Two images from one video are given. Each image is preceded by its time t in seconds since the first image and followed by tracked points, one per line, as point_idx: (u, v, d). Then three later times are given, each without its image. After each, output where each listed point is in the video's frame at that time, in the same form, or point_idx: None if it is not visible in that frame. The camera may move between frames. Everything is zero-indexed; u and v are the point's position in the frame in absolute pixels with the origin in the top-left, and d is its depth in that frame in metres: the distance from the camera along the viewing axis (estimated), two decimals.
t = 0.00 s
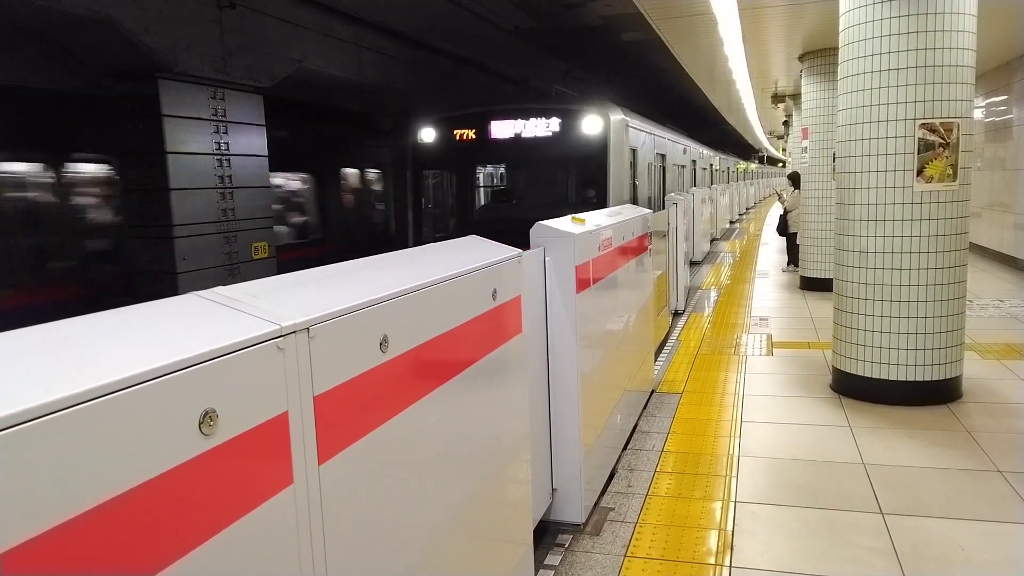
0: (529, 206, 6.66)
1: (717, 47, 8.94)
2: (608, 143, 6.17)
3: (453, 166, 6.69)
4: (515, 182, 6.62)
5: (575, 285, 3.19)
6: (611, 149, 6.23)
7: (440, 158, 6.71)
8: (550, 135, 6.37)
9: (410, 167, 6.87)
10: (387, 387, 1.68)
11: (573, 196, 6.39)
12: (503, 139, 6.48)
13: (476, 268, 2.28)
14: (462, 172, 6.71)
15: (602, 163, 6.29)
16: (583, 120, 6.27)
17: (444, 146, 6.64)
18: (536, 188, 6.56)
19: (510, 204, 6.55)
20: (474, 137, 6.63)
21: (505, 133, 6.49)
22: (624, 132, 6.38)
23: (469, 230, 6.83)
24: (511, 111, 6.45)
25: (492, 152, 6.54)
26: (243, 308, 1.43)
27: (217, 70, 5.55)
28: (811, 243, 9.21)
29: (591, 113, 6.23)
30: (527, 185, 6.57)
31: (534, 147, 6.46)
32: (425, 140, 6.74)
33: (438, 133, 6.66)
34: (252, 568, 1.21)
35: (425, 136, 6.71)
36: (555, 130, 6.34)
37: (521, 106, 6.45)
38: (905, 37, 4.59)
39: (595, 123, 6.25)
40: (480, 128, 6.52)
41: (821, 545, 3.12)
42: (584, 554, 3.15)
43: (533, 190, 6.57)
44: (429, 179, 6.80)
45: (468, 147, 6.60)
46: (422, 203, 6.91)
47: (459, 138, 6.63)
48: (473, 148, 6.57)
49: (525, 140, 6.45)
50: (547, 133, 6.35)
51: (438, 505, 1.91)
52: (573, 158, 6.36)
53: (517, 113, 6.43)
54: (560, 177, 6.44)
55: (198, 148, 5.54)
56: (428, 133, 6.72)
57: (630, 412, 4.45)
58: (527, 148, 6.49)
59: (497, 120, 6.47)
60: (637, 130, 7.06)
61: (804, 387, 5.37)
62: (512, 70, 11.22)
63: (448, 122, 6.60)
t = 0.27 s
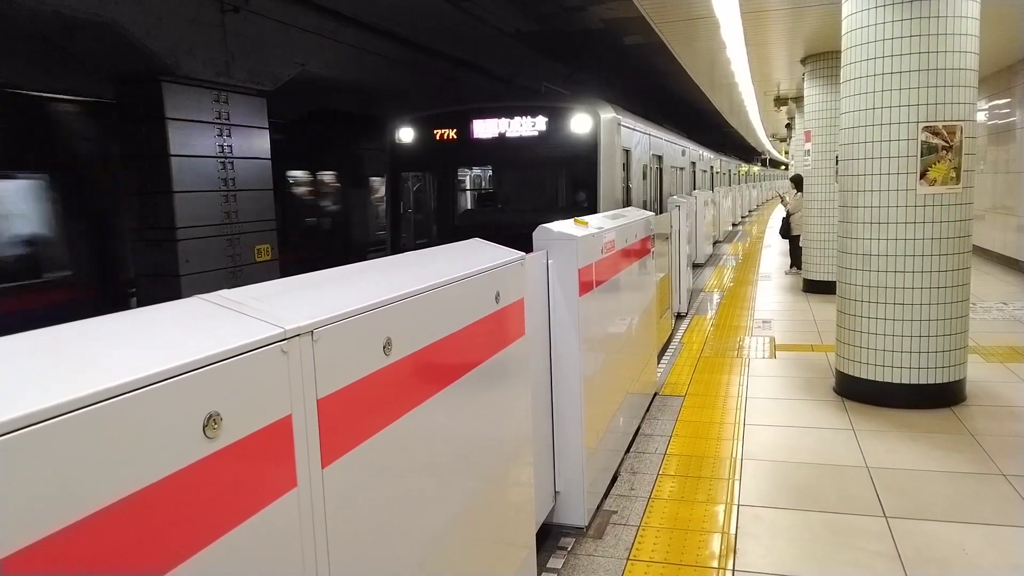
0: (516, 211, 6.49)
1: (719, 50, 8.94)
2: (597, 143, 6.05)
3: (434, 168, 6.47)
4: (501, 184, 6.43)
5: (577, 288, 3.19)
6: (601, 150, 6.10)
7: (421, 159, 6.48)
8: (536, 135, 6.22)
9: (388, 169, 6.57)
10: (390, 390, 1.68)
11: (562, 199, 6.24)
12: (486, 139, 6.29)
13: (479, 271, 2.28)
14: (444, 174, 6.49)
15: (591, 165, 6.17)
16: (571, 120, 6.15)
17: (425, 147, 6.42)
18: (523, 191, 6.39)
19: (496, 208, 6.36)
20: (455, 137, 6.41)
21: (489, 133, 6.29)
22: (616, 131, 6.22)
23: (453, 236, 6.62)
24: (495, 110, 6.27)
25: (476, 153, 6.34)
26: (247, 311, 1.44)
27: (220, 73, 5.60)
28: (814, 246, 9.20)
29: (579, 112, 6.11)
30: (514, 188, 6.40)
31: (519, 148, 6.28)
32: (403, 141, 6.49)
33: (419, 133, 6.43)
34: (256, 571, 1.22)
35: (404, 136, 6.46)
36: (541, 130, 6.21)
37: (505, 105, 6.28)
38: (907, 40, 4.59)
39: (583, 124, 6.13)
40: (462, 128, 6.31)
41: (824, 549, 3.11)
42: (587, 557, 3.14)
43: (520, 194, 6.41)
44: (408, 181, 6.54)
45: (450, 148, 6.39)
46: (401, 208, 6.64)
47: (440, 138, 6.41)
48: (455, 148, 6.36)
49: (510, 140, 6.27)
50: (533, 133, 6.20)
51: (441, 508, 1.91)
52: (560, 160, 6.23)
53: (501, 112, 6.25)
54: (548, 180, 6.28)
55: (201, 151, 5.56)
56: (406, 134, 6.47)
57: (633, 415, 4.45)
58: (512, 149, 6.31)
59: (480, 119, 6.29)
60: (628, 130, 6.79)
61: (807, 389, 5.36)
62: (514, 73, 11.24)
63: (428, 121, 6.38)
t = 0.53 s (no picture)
0: (501, 218, 6.18)
1: (721, 56, 8.96)
2: (586, 146, 5.70)
3: (414, 172, 6.18)
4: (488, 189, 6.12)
5: (580, 293, 3.19)
6: (590, 153, 5.75)
7: (400, 163, 6.19)
8: (521, 137, 5.90)
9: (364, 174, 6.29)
10: (393, 396, 1.69)
11: (551, 205, 5.91)
12: (468, 141, 6.01)
13: (482, 277, 2.29)
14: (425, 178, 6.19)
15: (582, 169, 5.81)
16: (559, 121, 5.81)
17: (405, 150, 6.14)
18: (509, 197, 6.09)
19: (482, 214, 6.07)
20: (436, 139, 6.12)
21: (472, 135, 6.01)
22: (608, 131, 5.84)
23: (432, 246, 6.32)
24: (478, 111, 5.98)
25: (458, 157, 6.05)
26: (252, 318, 1.45)
27: (223, 80, 5.62)
28: (817, 251, 9.19)
29: (568, 113, 5.77)
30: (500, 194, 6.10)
31: (505, 152, 5.97)
32: (381, 144, 6.21)
33: (398, 135, 6.15)
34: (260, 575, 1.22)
35: (382, 138, 6.17)
36: (527, 132, 5.87)
37: (489, 106, 5.98)
38: (908, 45, 4.61)
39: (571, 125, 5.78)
40: (442, 130, 6.03)
41: (828, 554, 3.11)
42: (590, 563, 3.14)
43: (506, 200, 6.11)
44: (385, 187, 6.23)
45: (431, 151, 6.11)
46: (378, 216, 6.35)
47: (420, 140, 6.13)
48: (436, 152, 6.08)
49: (495, 143, 5.97)
50: (518, 135, 5.88)
51: (444, 514, 1.91)
52: (548, 163, 5.88)
53: (484, 113, 5.95)
54: (536, 186, 5.97)
55: (206, 158, 5.60)
56: (385, 136, 6.19)
57: (636, 421, 4.45)
58: (497, 152, 6.00)
59: (462, 120, 6.01)
60: (621, 131, 6.40)
61: (810, 394, 5.35)
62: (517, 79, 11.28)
63: (408, 123, 6.10)
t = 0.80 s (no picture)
0: (486, 221, 5.79)
1: (723, 58, 8.97)
2: (575, 144, 5.31)
3: (393, 174, 5.83)
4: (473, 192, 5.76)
5: (583, 294, 3.20)
6: (579, 152, 5.35)
7: (378, 164, 5.84)
8: (506, 136, 5.52)
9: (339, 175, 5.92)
10: (396, 396, 1.70)
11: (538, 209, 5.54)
12: (449, 140, 5.65)
13: (485, 279, 2.30)
14: (405, 180, 5.84)
15: (570, 170, 5.42)
16: (545, 119, 5.41)
17: (383, 151, 5.80)
18: (494, 199, 5.71)
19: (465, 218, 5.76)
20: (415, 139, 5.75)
21: (454, 133, 5.64)
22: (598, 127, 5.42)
23: (413, 251, 5.98)
24: (459, 108, 5.61)
25: (439, 157, 5.70)
26: (257, 319, 1.46)
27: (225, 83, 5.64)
28: (818, 252, 9.20)
29: (554, 109, 5.37)
30: (484, 196, 5.73)
31: (488, 151, 5.59)
32: (357, 144, 5.82)
33: (376, 134, 5.79)
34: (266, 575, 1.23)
35: (358, 138, 5.81)
36: (512, 129, 5.49)
37: (471, 102, 5.61)
38: (909, 46, 4.62)
39: (558, 122, 5.39)
40: (422, 129, 5.69)
41: (830, 554, 3.12)
42: (593, 563, 3.15)
43: (491, 202, 5.73)
44: (362, 189, 5.87)
45: (410, 151, 5.76)
46: (356, 220, 6.01)
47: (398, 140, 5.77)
48: (416, 152, 5.74)
49: (477, 143, 5.61)
50: (502, 134, 5.50)
51: (447, 514, 1.92)
52: (536, 164, 5.50)
53: (466, 110, 5.59)
54: (523, 187, 5.59)
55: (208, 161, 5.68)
56: (361, 136, 5.81)
57: (638, 421, 4.46)
58: (480, 152, 5.63)
59: (442, 118, 5.64)
60: (611, 129, 5.93)
61: (812, 395, 5.36)
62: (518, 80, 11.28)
63: (386, 121, 5.74)
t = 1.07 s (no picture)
0: (474, 224, 5.39)
1: (726, 58, 8.95)
2: (566, 141, 4.95)
3: (373, 174, 5.43)
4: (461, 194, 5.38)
5: (586, 295, 3.19)
6: (570, 150, 4.98)
7: (357, 164, 5.46)
8: (492, 132, 5.13)
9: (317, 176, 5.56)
10: (400, 398, 1.70)
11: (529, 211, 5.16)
12: (433, 137, 5.26)
13: (489, 279, 2.30)
14: (386, 180, 5.44)
15: (561, 169, 5.05)
16: (534, 115, 5.04)
17: (361, 149, 5.42)
18: (482, 201, 5.33)
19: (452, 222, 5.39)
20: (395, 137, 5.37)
21: (436, 130, 5.25)
22: (589, 123, 5.08)
23: (395, 257, 5.51)
24: (442, 103, 5.23)
25: (422, 156, 5.30)
26: (261, 320, 1.46)
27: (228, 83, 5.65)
28: (823, 253, 9.17)
29: (543, 104, 5.00)
30: (472, 197, 5.35)
31: (473, 149, 5.21)
32: (335, 142, 5.46)
33: (354, 132, 5.42)
34: None
35: (336, 135, 5.43)
36: (498, 125, 5.11)
37: (455, 97, 5.23)
38: (915, 46, 4.60)
39: (547, 118, 5.02)
40: (402, 126, 5.30)
41: (834, 556, 3.10)
42: (596, 565, 3.14)
43: (479, 204, 5.34)
44: (342, 191, 5.52)
45: (392, 149, 5.36)
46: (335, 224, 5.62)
47: (378, 138, 5.40)
48: (397, 150, 5.34)
49: (461, 140, 5.22)
50: (488, 130, 5.12)
51: (450, 516, 1.91)
52: (525, 163, 5.12)
53: (450, 105, 5.21)
54: (512, 188, 5.22)
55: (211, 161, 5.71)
56: (339, 133, 5.45)
57: (642, 422, 4.45)
58: (465, 150, 5.24)
59: (425, 113, 5.25)
60: (604, 127, 5.52)
61: (816, 396, 5.35)
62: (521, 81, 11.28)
63: (365, 117, 5.37)
